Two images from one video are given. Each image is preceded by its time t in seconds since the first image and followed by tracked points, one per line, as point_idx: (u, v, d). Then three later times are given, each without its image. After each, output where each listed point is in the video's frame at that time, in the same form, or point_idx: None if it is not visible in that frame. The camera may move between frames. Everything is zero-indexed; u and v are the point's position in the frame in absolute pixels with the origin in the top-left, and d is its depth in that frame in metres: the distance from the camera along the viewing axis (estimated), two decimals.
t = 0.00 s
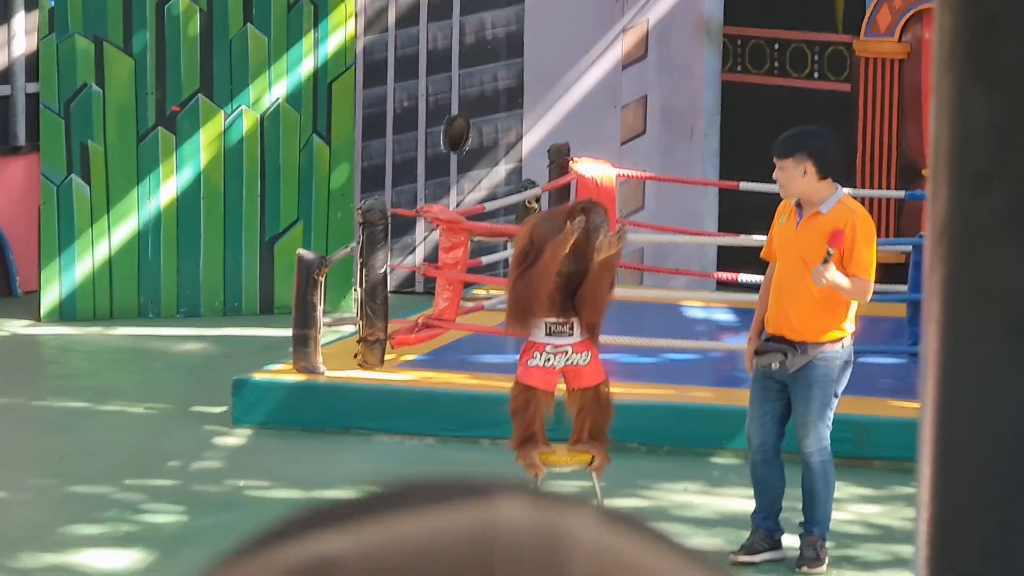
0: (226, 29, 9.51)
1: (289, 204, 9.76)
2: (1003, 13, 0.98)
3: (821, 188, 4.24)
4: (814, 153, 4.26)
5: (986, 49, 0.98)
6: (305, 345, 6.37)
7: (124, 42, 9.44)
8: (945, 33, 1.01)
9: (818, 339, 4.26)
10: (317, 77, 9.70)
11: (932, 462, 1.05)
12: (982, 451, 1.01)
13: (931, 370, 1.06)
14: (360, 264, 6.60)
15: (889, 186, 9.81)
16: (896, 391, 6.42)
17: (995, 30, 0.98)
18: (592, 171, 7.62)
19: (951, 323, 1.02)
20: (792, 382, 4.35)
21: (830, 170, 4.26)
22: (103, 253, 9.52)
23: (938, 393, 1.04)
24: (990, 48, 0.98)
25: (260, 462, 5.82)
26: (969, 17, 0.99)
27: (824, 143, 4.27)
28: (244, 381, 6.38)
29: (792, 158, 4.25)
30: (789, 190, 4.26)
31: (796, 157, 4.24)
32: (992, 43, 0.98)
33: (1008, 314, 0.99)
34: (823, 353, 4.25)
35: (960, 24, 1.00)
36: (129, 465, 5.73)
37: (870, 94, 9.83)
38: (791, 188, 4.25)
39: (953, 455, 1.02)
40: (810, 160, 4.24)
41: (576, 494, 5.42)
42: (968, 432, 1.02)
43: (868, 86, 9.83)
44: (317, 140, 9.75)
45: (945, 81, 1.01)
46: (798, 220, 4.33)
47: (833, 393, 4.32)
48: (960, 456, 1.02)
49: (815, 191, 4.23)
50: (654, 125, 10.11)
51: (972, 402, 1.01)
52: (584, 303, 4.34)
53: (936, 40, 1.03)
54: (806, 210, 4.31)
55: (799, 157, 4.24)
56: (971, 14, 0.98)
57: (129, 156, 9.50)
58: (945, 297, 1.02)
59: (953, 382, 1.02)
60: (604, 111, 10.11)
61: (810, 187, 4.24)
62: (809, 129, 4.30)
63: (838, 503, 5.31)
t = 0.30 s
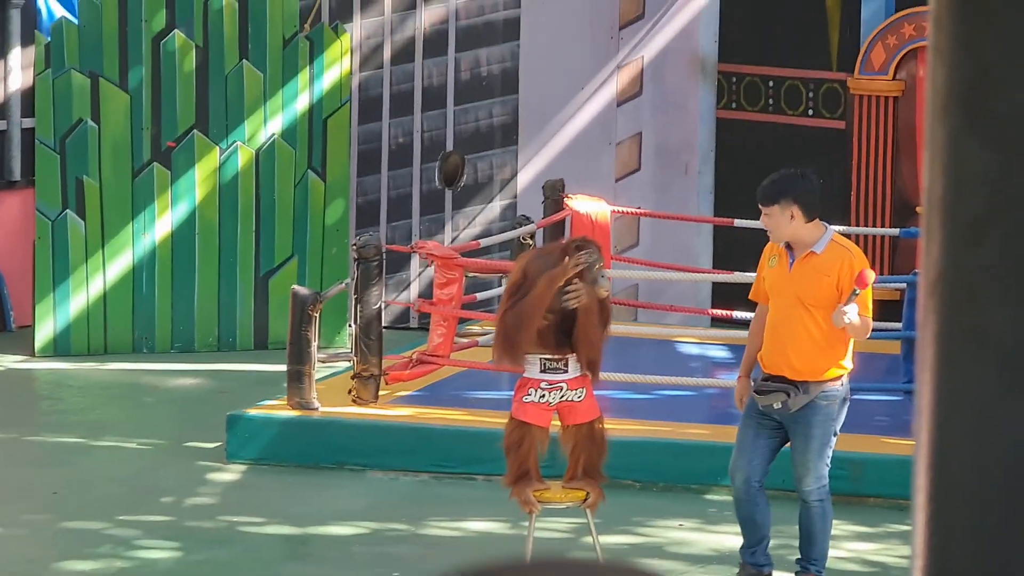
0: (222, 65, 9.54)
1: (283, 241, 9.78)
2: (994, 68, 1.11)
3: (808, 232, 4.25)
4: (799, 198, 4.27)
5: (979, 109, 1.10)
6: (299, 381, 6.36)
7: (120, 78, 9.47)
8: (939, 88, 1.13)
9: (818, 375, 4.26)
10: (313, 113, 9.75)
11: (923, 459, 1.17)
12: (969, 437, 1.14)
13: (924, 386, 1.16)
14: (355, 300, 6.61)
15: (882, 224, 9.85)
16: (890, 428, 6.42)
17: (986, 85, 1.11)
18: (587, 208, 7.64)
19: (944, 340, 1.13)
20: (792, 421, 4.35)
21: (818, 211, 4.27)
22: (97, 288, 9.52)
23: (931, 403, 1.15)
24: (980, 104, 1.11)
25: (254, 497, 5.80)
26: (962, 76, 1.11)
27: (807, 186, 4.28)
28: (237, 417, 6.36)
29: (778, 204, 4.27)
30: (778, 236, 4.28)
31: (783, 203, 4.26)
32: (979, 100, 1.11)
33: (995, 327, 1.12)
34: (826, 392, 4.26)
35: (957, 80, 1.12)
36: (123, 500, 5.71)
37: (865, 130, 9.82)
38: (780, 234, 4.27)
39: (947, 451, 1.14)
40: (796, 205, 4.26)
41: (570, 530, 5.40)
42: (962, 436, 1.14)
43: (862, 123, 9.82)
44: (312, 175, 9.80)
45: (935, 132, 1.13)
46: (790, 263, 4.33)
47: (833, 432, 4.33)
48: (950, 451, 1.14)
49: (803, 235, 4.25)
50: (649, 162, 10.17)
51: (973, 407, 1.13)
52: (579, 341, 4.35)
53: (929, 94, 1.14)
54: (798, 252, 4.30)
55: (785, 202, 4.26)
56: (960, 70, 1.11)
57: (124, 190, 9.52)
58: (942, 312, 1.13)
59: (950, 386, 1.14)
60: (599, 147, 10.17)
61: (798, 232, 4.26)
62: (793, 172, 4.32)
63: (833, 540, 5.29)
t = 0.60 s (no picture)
0: (216, 76, 9.54)
1: (276, 254, 9.76)
2: (983, 111, 1.55)
3: (790, 254, 4.18)
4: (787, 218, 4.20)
5: (969, 147, 1.55)
6: (290, 394, 6.35)
7: (115, 87, 9.48)
8: (938, 127, 1.57)
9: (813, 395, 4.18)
10: (307, 126, 9.76)
11: (926, 406, 1.61)
12: (969, 389, 1.59)
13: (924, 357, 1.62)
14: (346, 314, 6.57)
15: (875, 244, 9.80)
16: (881, 448, 6.41)
17: (974, 124, 1.56)
18: (580, 224, 7.63)
19: (943, 319, 1.58)
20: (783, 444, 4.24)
21: (798, 235, 4.23)
22: (87, 298, 9.49)
23: (931, 365, 1.60)
24: (970, 143, 1.56)
25: (241, 510, 5.77)
26: (955, 116, 1.56)
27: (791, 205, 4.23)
28: (227, 430, 6.35)
29: (771, 222, 4.17)
30: (763, 254, 4.18)
31: (774, 221, 4.17)
32: (969, 137, 1.56)
33: (985, 317, 1.57)
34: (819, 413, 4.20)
35: (954, 117, 1.56)
36: (110, 512, 5.68)
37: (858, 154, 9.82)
38: (765, 252, 4.17)
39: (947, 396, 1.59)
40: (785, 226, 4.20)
41: (559, 547, 5.38)
42: (955, 389, 1.59)
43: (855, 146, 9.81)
44: (305, 188, 9.77)
45: (937, 162, 1.56)
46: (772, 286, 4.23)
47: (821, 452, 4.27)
48: (948, 401, 1.59)
49: (784, 256, 4.17)
50: (643, 180, 10.16)
51: (962, 377, 1.60)
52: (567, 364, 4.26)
53: (931, 127, 1.58)
54: (779, 274, 4.22)
55: (776, 221, 4.18)
56: (955, 110, 1.56)
57: (116, 200, 9.50)
58: (944, 295, 1.58)
59: (950, 353, 1.59)
60: (593, 164, 10.18)
61: (781, 253, 4.18)
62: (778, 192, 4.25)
63: (823, 560, 5.27)
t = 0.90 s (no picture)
0: (211, 69, 9.53)
1: (272, 247, 9.78)
2: (988, 94, 0.99)
3: (767, 241, 4.09)
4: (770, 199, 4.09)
5: (970, 134, 0.99)
6: (288, 387, 6.35)
7: (110, 83, 9.45)
8: (930, 111, 1.00)
9: (796, 378, 4.05)
10: (302, 118, 9.78)
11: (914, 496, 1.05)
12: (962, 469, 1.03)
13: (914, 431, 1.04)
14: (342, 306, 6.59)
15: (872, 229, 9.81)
16: (879, 435, 6.43)
17: (978, 111, 0.99)
18: (576, 213, 7.63)
19: (936, 378, 1.01)
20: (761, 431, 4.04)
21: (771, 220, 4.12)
22: (86, 294, 9.47)
23: (923, 445, 1.03)
24: (973, 129, 0.99)
25: (242, 503, 5.78)
26: (956, 97, 0.99)
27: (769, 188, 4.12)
28: (226, 422, 6.36)
29: (764, 201, 4.03)
30: (751, 235, 4.03)
31: (767, 201, 4.04)
32: (974, 123, 0.99)
33: (990, 363, 1.00)
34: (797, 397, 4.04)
35: (948, 101, 1.00)
36: (111, 506, 5.69)
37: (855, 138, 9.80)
38: (753, 233, 4.03)
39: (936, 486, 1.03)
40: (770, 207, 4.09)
41: (559, 537, 5.40)
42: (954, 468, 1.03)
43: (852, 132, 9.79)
44: (301, 180, 9.81)
45: (928, 159, 1.00)
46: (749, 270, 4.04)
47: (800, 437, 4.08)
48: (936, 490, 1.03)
49: (764, 243, 4.06)
50: (638, 167, 10.15)
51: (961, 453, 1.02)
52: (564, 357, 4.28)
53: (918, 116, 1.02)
54: (756, 257, 4.08)
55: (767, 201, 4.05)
56: (954, 93, 0.99)
57: (114, 195, 9.49)
58: (935, 342, 1.01)
59: (941, 421, 1.02)
60: (587, 153, 10.18)
61: (761, 239, 4.06)
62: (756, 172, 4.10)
63: (823, 547, 5.30)
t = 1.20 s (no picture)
0: (204, 72, 9.54)
1: (265, 249, 9.76)
2: (973, 107, 1.02)
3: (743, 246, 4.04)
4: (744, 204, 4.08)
5: (953, 145, 1.02)
6: (280, 389, 6.34)
7: (103, 84, 9.44)
8: (915, 124, 1.05)
9: (774, 383, 4.05)
10: (295, 121, 9.75)
11: (899, 484, 1.10)
12: (959, 473, 1.05)
13: (899, 430, 1.10)
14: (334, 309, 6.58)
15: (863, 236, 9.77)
16: (870, 439, 6.44)
17: (964, 120, 1.02)
18: (570, 217, 7.63)
19: (923, 379, 1.06)
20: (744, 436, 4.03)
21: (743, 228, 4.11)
22: (78, 295, 9.46)
23: (908, 444, 1.08)
24: (957, 142, 1.02)
25: (233, 505, 5.77)
26: (943, 108, 1.03)
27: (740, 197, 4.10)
28: (218, 424, 6.35)
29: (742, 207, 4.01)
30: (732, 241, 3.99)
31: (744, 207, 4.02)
32: (959, 135, 1.02)
33: (973, 368, 1.03)
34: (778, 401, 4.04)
35: (936, 114, 1.03)
36: (102, 508, 5.67)
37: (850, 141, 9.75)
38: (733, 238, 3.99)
39: (925, 479, 1.07)
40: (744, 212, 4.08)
41: (550, 540, 5.39)
42: (946, 464, 1.06)
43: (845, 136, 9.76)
44: (294, 183, 9.78)
45: (913, 173, 1.05)
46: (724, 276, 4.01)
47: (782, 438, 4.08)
48: (922, 486, 1.08)
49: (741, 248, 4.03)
50: (631, 173, 10.05)
51: (954, 458, 1.06)
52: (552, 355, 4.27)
53: (906, 129, 1.06)
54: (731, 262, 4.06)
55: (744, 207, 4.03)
56: (942, 105, 1.03)
57: (106, 197, 9.47)
58: (917, 345, 1.06)
59: (929, 424, 1.06)
60: (580, 157, 10.16)
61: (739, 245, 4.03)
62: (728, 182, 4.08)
63: (813, 551, 5.30)
